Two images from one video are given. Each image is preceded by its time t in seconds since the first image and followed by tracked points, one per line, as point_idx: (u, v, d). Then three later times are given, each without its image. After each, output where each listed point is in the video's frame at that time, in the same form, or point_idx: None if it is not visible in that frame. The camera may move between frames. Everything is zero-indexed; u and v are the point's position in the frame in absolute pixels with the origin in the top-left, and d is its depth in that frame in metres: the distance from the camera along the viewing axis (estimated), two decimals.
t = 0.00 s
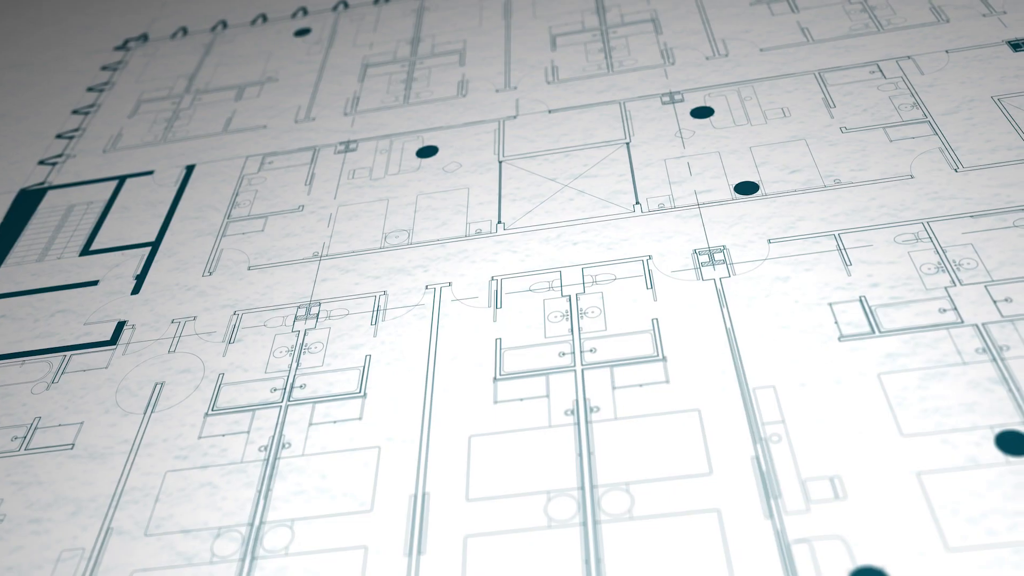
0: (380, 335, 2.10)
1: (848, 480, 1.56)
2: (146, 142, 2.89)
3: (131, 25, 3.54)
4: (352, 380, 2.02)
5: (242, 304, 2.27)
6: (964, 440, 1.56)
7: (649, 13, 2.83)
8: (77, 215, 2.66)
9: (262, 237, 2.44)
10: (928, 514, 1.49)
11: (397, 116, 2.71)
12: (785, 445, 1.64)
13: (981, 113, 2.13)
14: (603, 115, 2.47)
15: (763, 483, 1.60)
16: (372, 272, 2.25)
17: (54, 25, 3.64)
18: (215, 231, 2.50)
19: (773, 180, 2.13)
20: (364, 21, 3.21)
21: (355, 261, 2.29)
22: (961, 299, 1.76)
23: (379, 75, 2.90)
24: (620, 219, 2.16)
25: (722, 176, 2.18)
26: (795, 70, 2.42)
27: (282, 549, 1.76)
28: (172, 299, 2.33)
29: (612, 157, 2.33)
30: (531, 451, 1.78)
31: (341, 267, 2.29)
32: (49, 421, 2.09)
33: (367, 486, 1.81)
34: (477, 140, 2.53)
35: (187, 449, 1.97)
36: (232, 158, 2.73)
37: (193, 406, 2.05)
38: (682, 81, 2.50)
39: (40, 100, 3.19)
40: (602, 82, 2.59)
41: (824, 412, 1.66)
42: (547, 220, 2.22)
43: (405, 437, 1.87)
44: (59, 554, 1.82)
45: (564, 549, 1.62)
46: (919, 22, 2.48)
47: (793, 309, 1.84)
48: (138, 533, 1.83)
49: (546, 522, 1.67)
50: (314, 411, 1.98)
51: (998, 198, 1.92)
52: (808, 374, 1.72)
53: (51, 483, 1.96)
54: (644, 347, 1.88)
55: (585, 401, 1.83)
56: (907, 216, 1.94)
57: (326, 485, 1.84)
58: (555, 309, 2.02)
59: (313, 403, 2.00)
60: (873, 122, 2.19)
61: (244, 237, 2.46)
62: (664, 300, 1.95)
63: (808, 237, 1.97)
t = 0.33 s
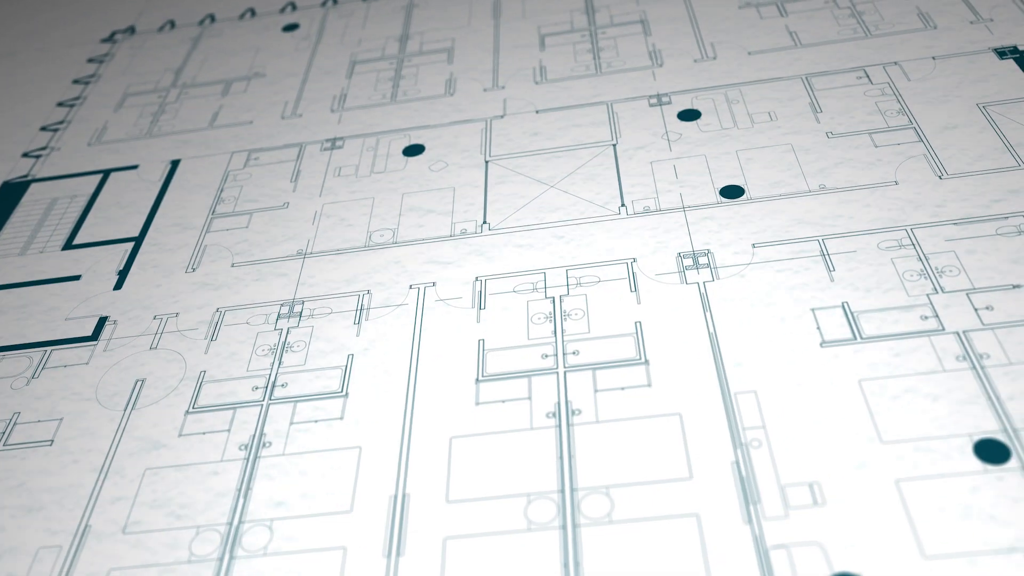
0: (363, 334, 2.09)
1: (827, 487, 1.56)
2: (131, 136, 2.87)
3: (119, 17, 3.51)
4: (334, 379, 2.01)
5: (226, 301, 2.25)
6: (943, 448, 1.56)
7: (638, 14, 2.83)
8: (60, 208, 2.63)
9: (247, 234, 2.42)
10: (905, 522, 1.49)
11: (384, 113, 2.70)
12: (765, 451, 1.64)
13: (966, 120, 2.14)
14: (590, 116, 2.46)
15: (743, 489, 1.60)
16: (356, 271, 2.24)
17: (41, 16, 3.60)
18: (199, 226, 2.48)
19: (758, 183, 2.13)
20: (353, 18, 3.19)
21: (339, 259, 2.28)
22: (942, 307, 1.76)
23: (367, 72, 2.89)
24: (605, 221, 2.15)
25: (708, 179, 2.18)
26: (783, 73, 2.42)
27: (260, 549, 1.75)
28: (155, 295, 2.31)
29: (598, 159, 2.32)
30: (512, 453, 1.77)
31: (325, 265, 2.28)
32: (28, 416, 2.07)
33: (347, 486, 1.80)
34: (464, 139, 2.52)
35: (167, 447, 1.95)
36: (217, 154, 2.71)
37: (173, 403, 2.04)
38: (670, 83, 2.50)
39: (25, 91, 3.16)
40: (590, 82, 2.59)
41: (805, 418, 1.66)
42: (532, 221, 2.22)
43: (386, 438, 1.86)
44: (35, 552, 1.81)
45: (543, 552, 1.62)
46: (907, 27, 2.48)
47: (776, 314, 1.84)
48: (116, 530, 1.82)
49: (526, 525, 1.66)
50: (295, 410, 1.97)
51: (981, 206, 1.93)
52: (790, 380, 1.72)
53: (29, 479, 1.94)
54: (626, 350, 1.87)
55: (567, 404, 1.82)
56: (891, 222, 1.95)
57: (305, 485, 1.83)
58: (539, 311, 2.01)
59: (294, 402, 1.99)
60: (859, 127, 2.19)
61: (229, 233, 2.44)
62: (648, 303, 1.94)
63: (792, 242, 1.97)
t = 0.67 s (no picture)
0: (345, 333, 2.08)
1: (806, 492, 1.56)
2: (116, 129, 2.85)
3: (106, 9, 3.48)
4: (315, 378, 2.00)
5: (208, 298, 2.24)
6: (921, 455, 1.57)
7: (627, 15, 2.82)
8: (44, 201, 2.61)
9: (231, 230, 2.41)
10: (883, 529, 1.49)
11: (371, 111, 2.69)
12: (745, 456, 1.64)
13: (951, 127, 2.14)
14: (578, 117, 2.45)
15: (722, 493, 1.60)
16: (340, 269, 2.22)
17: (28, 7, 3.57)
18: (183, 222, 2.46)
19: (743, 187, 2.12)
20: (342, 13, 3.18)
21: (323, 257, 2.27)
22: (924, 313, 1.77)
23: (354, 69, 2.87)
24: (591, 223, 2.15)
25: (694, 182, 2.17)
26: (770, 77, 2.42)
27: (238, 549, 1.74)
28: (137, 291, 2.29)
29: (585, 160, 2.32)
30: (493, 454, 1.77)
31: (309, 262, 2.26)
32: (7, 412, 2.05)
33: (326, 486, 1.79)
34: (451, 138, 2.51)
35: (146, 444, 1.94)
36: (203, 149, 2.69)
37: (154, 400, 2.02)
38: (657, 85, 2.49)
39: (10, 82, 3.13)
40: (578, 83, 2.58)
41: (785, 423, 1.66)
42: (517, 221, 2.21)
43: (367, 438, 1.85)
44: (12, 549, 1.79)
45: (521, 555, 1.61)
46: (895, 33, 2.48)
47: (759, 319, 1.84)
48: (94, 528, 1.80)
49: (505, 527, 1.66)
50: (276, 409, 1.96)
51: (964, 213, 1.93)
52: (771, 384, 1.72)
53: (7, 475, 1.92)
54: (609, 353, 1.87)
55: (548, 406, 1.82)
56: (875, 228, 1.95)
57: (285, 484, 1.82)
58: (522, 312, 2.00)
59: (275, 401, 1.98)
60: (845, 132, 2.19)
61: (213, 229, 2.43)
62: (632, 305, 1.94)
63: (777, 246, 1.97)
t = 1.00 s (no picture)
0: (328, 332, 2.07)
1: (785, 498, 1.56)
2: (101, 122, 2.82)
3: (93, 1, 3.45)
4: (297, 377, 1.99)
5: (191, 294, 2.22)
6: (900, 461, 1.57)
7: (617, 15, 2.81)
8: (26, 194, 2.58)
9: (215, 226, 2.39)
10: (861, 535, 1.49)
11: (358, 107, 2.67)
12: (725, 460, 1.64)
13: (936, 133, 2.14)
14: (565, 117, 2.45)
15: (702, 498, 1.60)
16: (324, 267, 2.21)
17: None
18: (167, 217, 2.45)
19: (729, 190, 2.12)
20: (330, 9, 3.16)
21: (307, 255, 2.25)
22: (906, 320, 1.77)
23: (342, 66, 2.85)
24: (576, 224, 2.14)
25: (679, 185, 2.17)
26: (758, 80, 2.41)
27: (216, 548, 1.72)
28: (119, 286, 2.27)
29: (571, 160, 2.31)
30: (474, 456, 1.76)
31: (293, 260, 2.25)
32: None
33: (306, 486, 1.78)
34: (438, 136, 2.49)
35: (125, 441, 1.92)
36: (188, 143, 2.67)
37: (134, 397, 2.01)
38: (645, 86, 2.49)
39: None
40: (566, 83, 2.57)
41: (765, 428, 1.66)
42: (503, 221, 2.20)
43: (347, 438, 1.84)
44: None
45: (500, 557, 1.61)
46: (882, 37, 2.48)
47: (742, 323, 1.84)
48: (71, 525, 1.79)
49: (485, 529, 1.65)
50: (257, 407, 1.95)
51: (948, 219, 1.93)
52: (753, 389, 1.72)
53: None
54: (591, 355, 1.86)
55: (530, 408, 1.81)
56: (859, 234, 1.95)
57: (264, 484, 1.80)
58: (506, 313, 1.99)
59: (256, 399, 1.96)
60: (831, 136, 2.19)
61: (197, 225, 2.41)
62: (615, 307, 1.94)
63: (761, 250, 1.97)
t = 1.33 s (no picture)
0: (310, 330, 2.05)
1: (765, 502, 1.56)
2: (86, 115, 2.80)
3: None
4: (278, 375, 1.97)
5: (173, 290, 2.20)
6: (879, 467, 1.57)
7: (606, 15, 2.81)
8: (9, 186, 2.56)
9: (198, 222, 2.37)
10: (839, 540, 1.49)
11: (344, 104, 2.66)
12: (705, 464, 1.63)
13: (922, 138, 2.14)
14: (552, 117, 2.44)
15: (681, 502, 1.60)
16: (308, 264, 2.20)
17: None
18: (151, 212, 2.43)
19: (714, 193, 2.12)
20: (319, 4, 3.14)
21: (290, 252, 2.24)
22: (887, 326, 1.77)
23: (329, 61, 2.84)
24: (561, 225, 2.13)
25: (665, 187, 2.16)
26: (745, 83, 2.41)
27: (195, 547, 1.71)
28: (101, 281, 2.25)
29: (558, 160, 2.30)
30: (454, 457, 1.76)
31: (276, 257, 2.23)
32: None
33: (285, 485, 1.77)
34: (424, 134, 2.48)
35: (105, 438, 1.91)
36: (173, 138, 2.65)
37: (114, 393, 1.99)
38: (632, 87, 2.48)
39: None
40: (554, 82, 2.56)
41: (746, 432, 1.66)
42: (488, 221, 2.19)
43: (328, 437, 1.83)
44: None
45: (479, 559, 1.60)
46: (870, 42, 2.48)
47: (725, 326, 1.84)
48: (48, 522, 1.77)
49: (464, 530, 1.64)
50: (238, 405, 1.93)
51: (931, 225, 1.94)
52: (734, 393, 1.72)
53: None
54: (574, 357, 1.86)
55: (512, 409, 1.81)
56: (843, 238, 1.95)
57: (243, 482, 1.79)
58: (489, 313, 1.99)
59: (237, 397, 1.95)
60: (817, 141, 2.19)
61: (180, 220, 2.39)
62: (598, 309, 1.93)
63: (745, 253, 1.97)
